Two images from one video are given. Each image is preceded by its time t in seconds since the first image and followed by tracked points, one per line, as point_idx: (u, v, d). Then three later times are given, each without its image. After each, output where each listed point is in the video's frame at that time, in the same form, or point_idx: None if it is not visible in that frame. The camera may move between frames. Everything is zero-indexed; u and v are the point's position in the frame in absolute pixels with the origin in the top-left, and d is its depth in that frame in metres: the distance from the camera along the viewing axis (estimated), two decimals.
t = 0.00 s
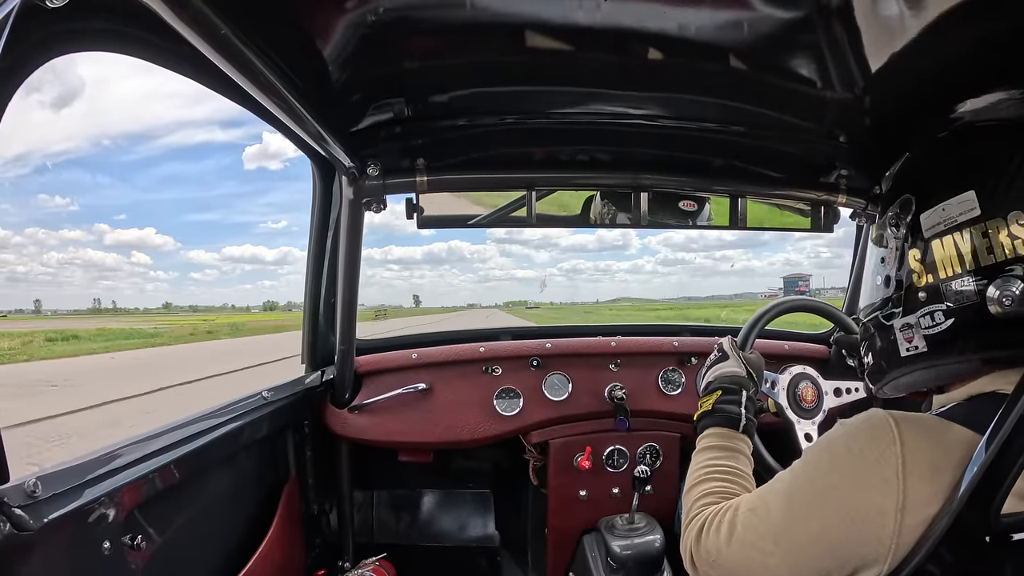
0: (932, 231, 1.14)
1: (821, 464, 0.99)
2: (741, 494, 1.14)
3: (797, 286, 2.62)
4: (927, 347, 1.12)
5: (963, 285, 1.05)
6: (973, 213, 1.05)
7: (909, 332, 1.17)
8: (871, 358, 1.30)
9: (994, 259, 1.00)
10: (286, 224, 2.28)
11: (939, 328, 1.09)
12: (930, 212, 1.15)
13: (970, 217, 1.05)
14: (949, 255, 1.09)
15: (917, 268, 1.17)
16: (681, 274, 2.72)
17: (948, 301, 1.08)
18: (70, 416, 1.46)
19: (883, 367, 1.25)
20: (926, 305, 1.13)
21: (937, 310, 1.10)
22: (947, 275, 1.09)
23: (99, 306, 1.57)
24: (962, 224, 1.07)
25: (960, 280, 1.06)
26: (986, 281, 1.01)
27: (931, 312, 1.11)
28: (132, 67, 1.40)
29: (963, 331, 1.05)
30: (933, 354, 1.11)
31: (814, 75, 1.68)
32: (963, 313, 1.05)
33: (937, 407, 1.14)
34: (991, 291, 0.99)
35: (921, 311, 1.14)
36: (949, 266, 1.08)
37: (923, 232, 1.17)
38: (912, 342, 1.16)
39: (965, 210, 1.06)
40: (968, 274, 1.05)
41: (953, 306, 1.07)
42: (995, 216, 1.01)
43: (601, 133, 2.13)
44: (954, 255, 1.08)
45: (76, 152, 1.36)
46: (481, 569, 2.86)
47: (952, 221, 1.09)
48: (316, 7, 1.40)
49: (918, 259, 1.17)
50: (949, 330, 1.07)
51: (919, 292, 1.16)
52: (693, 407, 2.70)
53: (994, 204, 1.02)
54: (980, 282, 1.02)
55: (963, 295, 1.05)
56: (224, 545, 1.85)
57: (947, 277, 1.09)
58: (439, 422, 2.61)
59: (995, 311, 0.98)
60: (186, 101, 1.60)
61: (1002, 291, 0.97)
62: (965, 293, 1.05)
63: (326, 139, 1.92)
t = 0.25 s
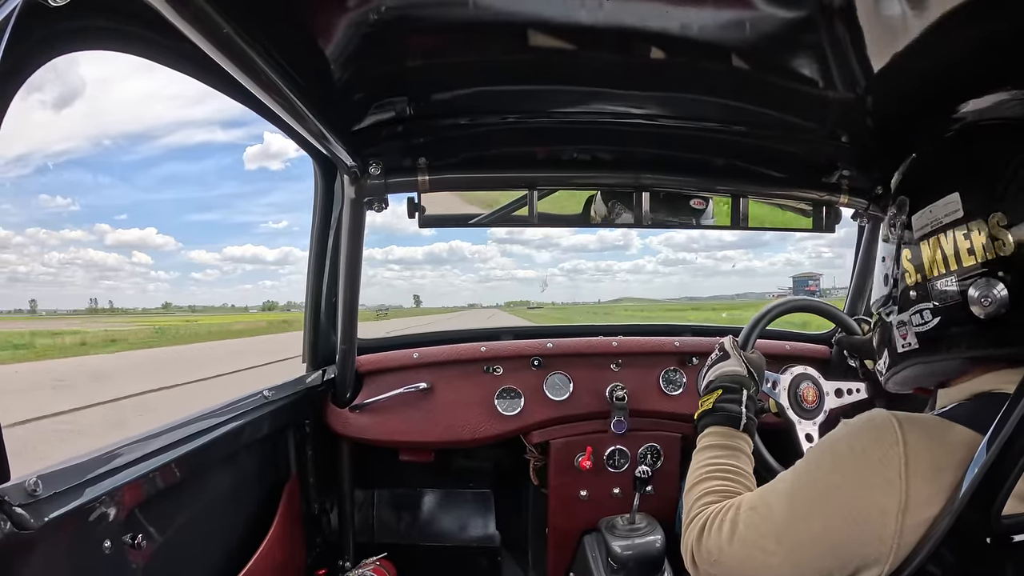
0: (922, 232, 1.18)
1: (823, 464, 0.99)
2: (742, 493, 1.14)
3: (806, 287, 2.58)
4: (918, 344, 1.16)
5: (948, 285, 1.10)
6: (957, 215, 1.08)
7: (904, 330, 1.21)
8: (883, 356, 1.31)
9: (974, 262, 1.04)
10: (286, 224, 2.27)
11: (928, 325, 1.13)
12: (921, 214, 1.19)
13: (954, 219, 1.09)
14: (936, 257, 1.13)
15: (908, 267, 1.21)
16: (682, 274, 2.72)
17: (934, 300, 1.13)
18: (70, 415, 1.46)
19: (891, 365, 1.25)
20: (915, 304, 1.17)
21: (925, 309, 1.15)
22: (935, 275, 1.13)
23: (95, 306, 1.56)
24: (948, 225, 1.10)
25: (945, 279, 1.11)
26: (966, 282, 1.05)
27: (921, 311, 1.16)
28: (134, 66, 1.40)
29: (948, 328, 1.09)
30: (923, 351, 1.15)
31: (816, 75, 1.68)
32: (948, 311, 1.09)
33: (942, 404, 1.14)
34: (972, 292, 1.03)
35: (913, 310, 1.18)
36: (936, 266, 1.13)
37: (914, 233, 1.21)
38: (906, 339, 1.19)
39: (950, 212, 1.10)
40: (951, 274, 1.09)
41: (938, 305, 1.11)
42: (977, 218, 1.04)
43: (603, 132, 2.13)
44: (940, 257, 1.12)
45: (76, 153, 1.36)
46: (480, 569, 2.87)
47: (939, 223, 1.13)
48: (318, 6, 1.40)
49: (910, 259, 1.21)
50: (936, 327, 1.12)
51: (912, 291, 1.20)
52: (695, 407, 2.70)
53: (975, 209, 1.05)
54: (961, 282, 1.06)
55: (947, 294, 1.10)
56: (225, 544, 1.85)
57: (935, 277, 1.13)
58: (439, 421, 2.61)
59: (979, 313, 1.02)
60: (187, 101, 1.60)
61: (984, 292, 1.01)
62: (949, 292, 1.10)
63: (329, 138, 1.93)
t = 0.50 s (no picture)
0: (919, 231, 1.19)
1: (825, 462, 0.99)
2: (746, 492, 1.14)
3: (818, 285, 2.65)
4: (918, 340, 1.17)
5: (943, 283, 1.11)
6: (953, 213, 1.10)
7: (905, 326, 1.21)
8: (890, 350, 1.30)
9: (970, 260, 1.05)
10: (288, 224, 2.27)
11: (927, 322, 1.14)
12: (918, 213, 1.20)
13: (950, 217, 1.10)
14: (932, 255, 1.14)
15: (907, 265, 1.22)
16: (683, 274, 2.71)
17: (931, 297, 1.14)
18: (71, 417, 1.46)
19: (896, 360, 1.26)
20: (914, 300, 1.18)
21: (923, 306, 1.16)
22: (932, 273, 1.14)
23: (92, 306, 1.55)
24: (944, 223, 1.11)
25: (941, 277, 1.12)
26: (961, 279, 1.06)
27: (919, 307, 1.17)
28: (134, 67, 1.41)
29: (946, 325, 1.10)
30: (923, 347, 1.16)
31: (817, 73, 1.67)
32: (944, 308, 1.10)
33: (946, 402, 1.14)
34: (967, 289, 1.04)
35: (913, 307, 1.19)
36: (931, 264, 1.14)
37: (911, 232, 1.22)
38: (907, 336, 1.20)
39: (945, 210, 1.11)
40: (947, 272, 1.10)
41: (935, 302, 1.12)
42: (973, 216, 1.06)
43: (603, 131, 2.13)
44: (935, 254, 1.13)
45: (77, 153, 1.35)
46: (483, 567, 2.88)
47: (936, 221, 1.14)
48: (318, 6, 1.40)
49: (908, 257, 1.22)
50: (935, 324, 1.13)
51: (910, 288, 1.21)
52: (696, 405, 2.70)
53: (970, 207, 1.07)
54: (957, 279, 1.07)
55: (943, 292, 1.11)
56: (227, 544, 1.86)
57: (930, 275, 1.14)
58: (441, 420, 2.62)
59: (974, 310, 1.04)
60: (187, 101, 1.60)
61: (978, 290, 1.02)
62: (943, 290, 1.11)
63: (330, 138, 1.94)
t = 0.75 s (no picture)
0: (914, 234, 1.20)
1: (825, 463, 0.99)
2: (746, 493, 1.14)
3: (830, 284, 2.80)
4: (915, 343, 1.17)
5: (938, 285, 1.11)
6: (946, 215, 1.11)
7: (902, 330, 1.22)
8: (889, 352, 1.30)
9: (965, 262, 1.05)
10: (289, 224, 2.28)
11: (923, 325, 1.15)
12: (914, 215, 1.21)
13: (943, 220, 1.12)
14: (927, 258, 1.15)
15: (903, 269, 1.23)
16: (685, 274, 2.72)
17: (927, 300, 1.14)
18: (71, 417, 1.46)
19: (894, 363, 1.26)
20: (911, 305, 1.19)
21: (920, 309, 1.16)
22: (927, 276, 1.15)
23: (88, 306, 1.52)
24: (938, 226, 1.13)
25: (936, 280, 1.13)
26: (955, 281, 1.07)
27: (915, 311, 1.17)
28: (135, 67, 1.41)
29: (942, 328, 1.11)
30: (920, 350, 1.16)
31: (818, 73, 1.67)
32: (940, 311, 1.11)
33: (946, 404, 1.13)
34: (961, 292, 1.05)
35: (909, 310, 1.19)
36: (925, 267, 1.15)
37: (906, 235, 1.23)
38: (904, 339, 1.20)
39: (938, 213, 1.13)
40: (943, 274, 1.11)
41: (931, 305, 1.13)
42: (966, 218, 1.07)
43: (604, 131, 2.13)
44: (930, 257, 1.14)
45: (78, 153, 1.35)
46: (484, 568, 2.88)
47: (930, 224, 1.15)
48: (319, 6, 1.40)
49: (904, 261, 1.22)
50: (931, 327, 1.13)
51: (907, 292, 1.21)
52: (697, 406, 2.70)
53: (963, 209, 1.08)
54: (952, 282, 1.08)
55: (939, 295, 1.11)
56: (228, 544, 1.86)
57: (925, 278, 1.15)
58: (442, 420, 2.62)
59: (969, 313, 1.04)
60: (188, 102, 1.61)
61: (973, 292, 1.03)
62: (938, 292, 1.12)
63: (330, 138, 1.93)
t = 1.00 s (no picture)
0: (907, 235, 1.21)
1: (823, 464, 0.98)
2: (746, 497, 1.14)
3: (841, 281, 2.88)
4: (912, 344, 1.17)
5: (931, 286, 1.13)
6: (937, 217, 1.12)
7: (898, 331, 1.22)
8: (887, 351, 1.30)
9: (957, 261, 1.07)
10: (289, 224, 2.29)
11: (918, 326, 1.15)
12: (906, 218, 1.22)
13: (934, 221, 1.13)
14: (920, 258, 1.16)
15: (898, 270, 1.24)
16: (686, 274, 2.71)
17: (921, 301, 1.16)
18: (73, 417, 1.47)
19: (892, 364, 1.25)
20: (906, 305, 1.20)
21: (914, 310, 1.17)
22: (921, 277, 1.16)
23: (83, 306, 1.49)
24: (929, 227, 1.14)
25: (930, 280, 1.14)
26: (948, 280, 1.08)
27: (910, 312, 1.18)
28: (135, 69, 1.41)
29: (936, 328, 1.11)
30: (917, 350, 1.16)
31: (818, 71, 1.67)
32: (933, 312, 1.12)
33: (944, 403, 1.12)
34: (953, 291, 1.06)
35: (905, 311, 1.20)
36: (919, 268, 1.16)
37: (900, 236, 1.24)
38: (901, 340, 1.20)
39: (930, 215, 1.14)
40: (935, 275, 1.12)
41: (924, 305, 1.14)
42: (957, 218, 1.08)
43: (605, 130, 2.13)
44: (922, 258, 1.16)
45: (79, 153, 1.36)
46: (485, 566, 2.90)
47: (921, 226, 1.16)
48: (318, 6, 1.40)
49: (898, 263, 1.24)
50: (926, 327, 1.14)
51: (901, 293, 1.23)
52: (698, 404, 2.70)
53: (955, 209, 1.09)
54: (944, 281, 1.10)
55: (931, 296, 1.13)
56: (230, 544, 1.86)
57: (918, 278, 1.17)
58: (444, 419, 2.62)
59: (962, 312, 1.06)
60: (189, 103, 1.60)
61: (964, 291, 1.05)
62: (931, 293, 1.13)
63: (330, 138, 1.93)
